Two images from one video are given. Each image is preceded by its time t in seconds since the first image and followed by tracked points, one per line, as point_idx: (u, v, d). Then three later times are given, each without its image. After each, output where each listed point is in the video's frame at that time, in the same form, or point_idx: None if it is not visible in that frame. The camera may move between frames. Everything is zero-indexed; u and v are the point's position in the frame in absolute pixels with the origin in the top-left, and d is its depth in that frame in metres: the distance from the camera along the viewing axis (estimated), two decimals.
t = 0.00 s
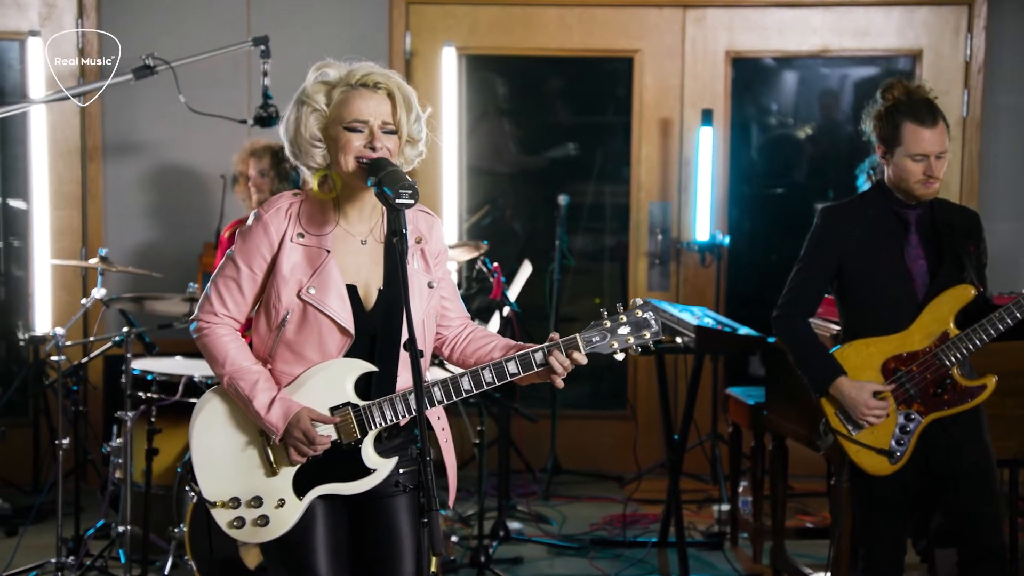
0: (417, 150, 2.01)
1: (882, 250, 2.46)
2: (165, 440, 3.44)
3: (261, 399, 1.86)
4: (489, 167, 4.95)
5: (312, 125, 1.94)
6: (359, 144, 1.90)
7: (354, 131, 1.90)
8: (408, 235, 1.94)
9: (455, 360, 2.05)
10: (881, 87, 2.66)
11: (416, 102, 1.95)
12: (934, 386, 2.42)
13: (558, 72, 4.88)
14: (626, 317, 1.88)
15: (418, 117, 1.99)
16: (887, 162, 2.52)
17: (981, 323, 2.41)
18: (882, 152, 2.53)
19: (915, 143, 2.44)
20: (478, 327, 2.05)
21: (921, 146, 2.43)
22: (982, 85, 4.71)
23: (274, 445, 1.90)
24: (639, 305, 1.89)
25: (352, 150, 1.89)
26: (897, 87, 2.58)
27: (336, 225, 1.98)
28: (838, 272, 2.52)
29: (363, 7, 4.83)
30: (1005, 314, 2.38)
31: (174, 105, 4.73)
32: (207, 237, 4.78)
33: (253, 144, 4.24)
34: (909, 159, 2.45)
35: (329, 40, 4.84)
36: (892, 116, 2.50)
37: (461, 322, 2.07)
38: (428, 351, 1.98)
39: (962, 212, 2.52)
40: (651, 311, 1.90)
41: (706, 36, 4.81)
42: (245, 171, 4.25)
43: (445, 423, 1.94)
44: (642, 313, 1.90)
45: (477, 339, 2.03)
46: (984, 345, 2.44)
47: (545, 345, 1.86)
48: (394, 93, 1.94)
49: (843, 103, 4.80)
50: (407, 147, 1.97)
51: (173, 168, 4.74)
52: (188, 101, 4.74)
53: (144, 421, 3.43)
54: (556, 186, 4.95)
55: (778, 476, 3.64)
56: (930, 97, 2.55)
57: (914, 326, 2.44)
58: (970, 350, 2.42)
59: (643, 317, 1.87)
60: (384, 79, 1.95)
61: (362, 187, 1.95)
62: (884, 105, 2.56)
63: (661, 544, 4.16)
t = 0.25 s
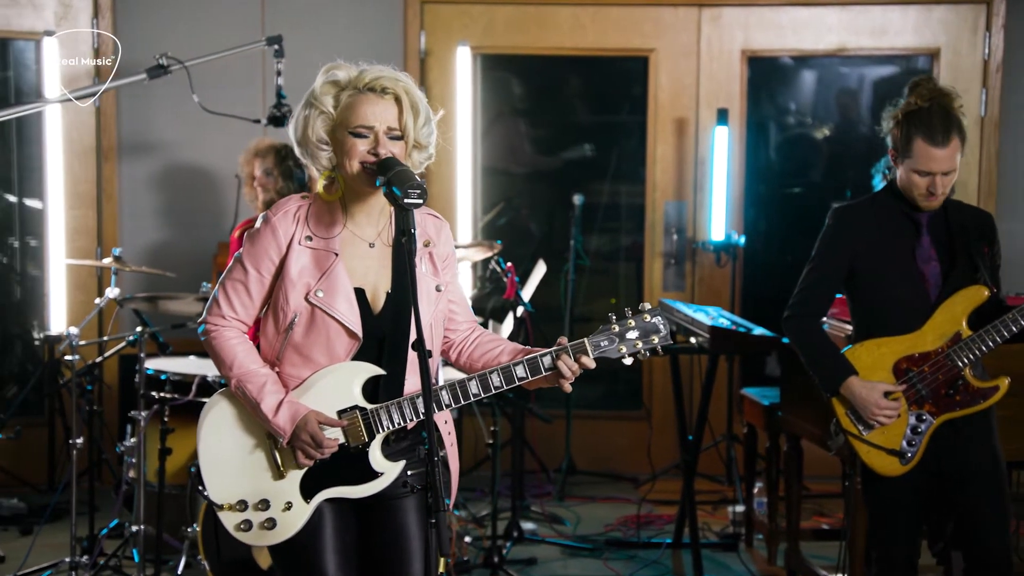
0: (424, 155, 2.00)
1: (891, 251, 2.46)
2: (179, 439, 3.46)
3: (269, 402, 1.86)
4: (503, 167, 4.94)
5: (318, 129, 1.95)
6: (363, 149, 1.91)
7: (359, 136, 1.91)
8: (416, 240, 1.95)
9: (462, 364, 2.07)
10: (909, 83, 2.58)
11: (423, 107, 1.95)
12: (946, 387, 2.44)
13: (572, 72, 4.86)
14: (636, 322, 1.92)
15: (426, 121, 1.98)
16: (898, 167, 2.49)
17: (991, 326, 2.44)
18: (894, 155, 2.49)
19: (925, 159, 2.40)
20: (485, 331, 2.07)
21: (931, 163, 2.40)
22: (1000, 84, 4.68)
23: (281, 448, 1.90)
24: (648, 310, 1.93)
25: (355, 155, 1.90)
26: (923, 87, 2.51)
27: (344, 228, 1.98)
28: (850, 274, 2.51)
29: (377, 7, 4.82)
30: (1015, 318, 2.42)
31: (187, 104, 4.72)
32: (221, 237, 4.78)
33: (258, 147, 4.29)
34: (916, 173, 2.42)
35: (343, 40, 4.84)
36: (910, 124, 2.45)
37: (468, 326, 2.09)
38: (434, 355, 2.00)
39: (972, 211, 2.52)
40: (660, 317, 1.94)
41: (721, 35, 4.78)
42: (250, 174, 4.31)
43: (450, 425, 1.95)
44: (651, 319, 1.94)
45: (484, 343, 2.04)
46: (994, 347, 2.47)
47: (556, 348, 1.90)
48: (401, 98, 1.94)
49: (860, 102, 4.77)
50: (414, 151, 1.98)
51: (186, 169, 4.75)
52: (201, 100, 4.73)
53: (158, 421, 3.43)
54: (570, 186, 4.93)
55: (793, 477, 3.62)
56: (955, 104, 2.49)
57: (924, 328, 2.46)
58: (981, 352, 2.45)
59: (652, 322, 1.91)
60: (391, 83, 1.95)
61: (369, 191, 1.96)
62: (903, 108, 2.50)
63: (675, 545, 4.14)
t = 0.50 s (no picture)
0: (436, 150, 2.00)
1: (906, 250, 2.46)
2: (193, 439, 3.47)
3: (279, 398, 1.86)
4: (520, 167, 4.93)
5: (330, 125, 1.94)
6: (376, 146, 1.90)
7: (371, 132, 1.91)
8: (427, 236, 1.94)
9: (472, 360, 2.06)
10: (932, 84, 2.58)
11: (435, 103, 1.95)
12: (961, 387, 2.43)
13: (589, 71, 4.84)
14: (646, 317, 1.92)
15: (437, 116, 1.98)
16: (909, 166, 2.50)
17: (1008, 324, 2.41)
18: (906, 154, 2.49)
19: (932, 160, 2.40)
20: (495, 327, 2.07)
21: (937, 165, 2.40)
22: (1021, 83, 4.63)
23: (291, 444, 1.91)
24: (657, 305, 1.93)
25: (368, 151, 1.90)
26: (944, 88, 2.53)
27: (354, 223, 1.98)
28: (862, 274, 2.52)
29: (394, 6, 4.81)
30: None
31: (203, 104, 4.73)
32: (238, 237, 4.80)
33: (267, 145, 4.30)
34: (924, 173, 2.42)
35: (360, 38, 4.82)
36: (924, 123, 2.44)
37: (478, 323, 2.08)
38: (445, 351, 1.99)
39: (989, 209, 2.50)
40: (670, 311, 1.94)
41: (739, 33, 4.75)
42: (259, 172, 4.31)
43: (461, 421, 1.96)
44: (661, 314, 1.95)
45: (495, 340, 2.04)
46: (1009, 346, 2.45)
47: (566, 344, 1.90)
48: (412, 93, 1.94)
49: (879, 101, 4.73)
50: (426, 147, 1.97)
51: (203, 168, 4.76)
52: (217, 100, 4.73)
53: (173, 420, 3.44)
54: (587, 185, 4.91)
55: (810, 478, 3.59)
56: (973, 106, 2.47)
57: (938, 327, 2.45)
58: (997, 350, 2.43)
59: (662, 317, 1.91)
60: (402, 79, 1.94)
61: (381, 187, 1.95)
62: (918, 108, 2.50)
63: (691, 546, 4.12)
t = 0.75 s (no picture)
0: (446, 149, 2.00)
1: (918, 252, 2.49)
2: (204, 439, 3.48)
3: (287, 397, 1.86)
4: (534, 167, 4.92)
5: (340, 126, 1.94)
6: (388, 147, 1.89)
7: (382, 134, 1.90)
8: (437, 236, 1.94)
9: (481, 361, 2.05)
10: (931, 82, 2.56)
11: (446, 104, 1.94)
12: (972, 389, 2.44)
13: (604, 71, 4.82)
14: (656, 319, 1.90)
15: (448, 117, 1.97)
16: (922, 169, 2.51)
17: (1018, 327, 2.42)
18: (919, 158, 2.50)
19: (950, 161, 2.41)
20: (504, 327, 2.06)
21: (956, 166, 2.41)
22: None
23: (300, 443, 1.90)
24: (667, 307, 1.91)
25: (380, 152, 1.88)
26: (944, 87, 2.51)
27: (364, 223, 1.97)
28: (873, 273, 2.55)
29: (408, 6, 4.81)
30: None
31: (217, 104, 4.74)
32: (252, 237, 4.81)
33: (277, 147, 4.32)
34: (943, 175, 2.43)
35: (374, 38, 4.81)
36: (933, 128, 2.45)
37: (487, 323, 2.07)
38: (454, 351, 1.98)
39: (1001, 210, 2.53)
40: (680, 314, 1.92)
41: (755, 33, 4.72)
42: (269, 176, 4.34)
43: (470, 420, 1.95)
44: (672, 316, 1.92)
45: (504, 340, 2.02)
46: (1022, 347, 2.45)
47: (574, 346, 1.88)
48: (423, 94, 1.93)
49: (896, 101, 4.70)
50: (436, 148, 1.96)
51: (217, 168, 4.76)
52: (230, 100, 4.74)
53: (185, 420, 3.45)
54: (601, 186, 4.90)
55: (823, 480, 3.56)
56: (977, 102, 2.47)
57: (948, 329, 2.46)
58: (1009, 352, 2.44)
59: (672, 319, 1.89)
60: (413, 80, 1.93)
61: (391, 188, 1.94)
62: (925, 111, 2.50)
63: (705, 548, 4.10)
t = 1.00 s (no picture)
0: (448, 155, 1.98)
1: (926, 253, 2.48)
2: (208, 439, 3.48)
3: (289, 400, 1.85)
4: (540, 167, 4.91)
5: (342, 127, 1.93)
6: (387, 149, 1.88)
7: (382, 136, 1.89)
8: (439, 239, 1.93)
9: (483, 364, 2.04)
10: (914, 94, 2.65)
11: (448, 107, 1.92)
12: (978, 390, 2.42)
13: (611, 69, 4.81)
14: (658, 323, 1.89)
15: (451, 120, 1.95)
16: (939, 172, 2.52)
17: None
18: (937, 160, 2.51)
19: (978, 149, 2.44)
20: (507, 331, 2.04)
21: (983, 152, 2.44)
22: None
23: (302, 447, 1.89)
24: (670, 312, 1.90)
25: (379, 154, 1.88)
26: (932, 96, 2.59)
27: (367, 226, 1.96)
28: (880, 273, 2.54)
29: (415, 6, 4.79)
30: None
31: (223, 104, 4.74)
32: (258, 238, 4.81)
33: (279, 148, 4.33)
34: (971, 164, 2.45)
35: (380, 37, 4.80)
36: (944, 123, 2.50)
37: (490, 327, 2.06)
38: (456, 355, 1.97)
39: (1010, 211, 2.52)
40: (684, 317, 1.91)
41: (763, 32, 4.70)
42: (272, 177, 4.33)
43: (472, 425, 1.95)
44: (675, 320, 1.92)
45: (507, 343, 2.01)
46: None
47: (577, 349, 1.87)
48: (425, 97, 1.92)
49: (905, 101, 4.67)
50: (438, 151, 1.95)
51: (223, 168, 4.76)
52: (235, 99, 4.73)
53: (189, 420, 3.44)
54: (609, 186, 4.88)
55: (830, 481, 3.54)
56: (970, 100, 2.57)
57: (953, 331, 2.44)
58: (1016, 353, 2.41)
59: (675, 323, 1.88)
60: (415, 82, 1.92)
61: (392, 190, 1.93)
62: (926, 119, 2.56)
63: (711, 548, 4.08)
